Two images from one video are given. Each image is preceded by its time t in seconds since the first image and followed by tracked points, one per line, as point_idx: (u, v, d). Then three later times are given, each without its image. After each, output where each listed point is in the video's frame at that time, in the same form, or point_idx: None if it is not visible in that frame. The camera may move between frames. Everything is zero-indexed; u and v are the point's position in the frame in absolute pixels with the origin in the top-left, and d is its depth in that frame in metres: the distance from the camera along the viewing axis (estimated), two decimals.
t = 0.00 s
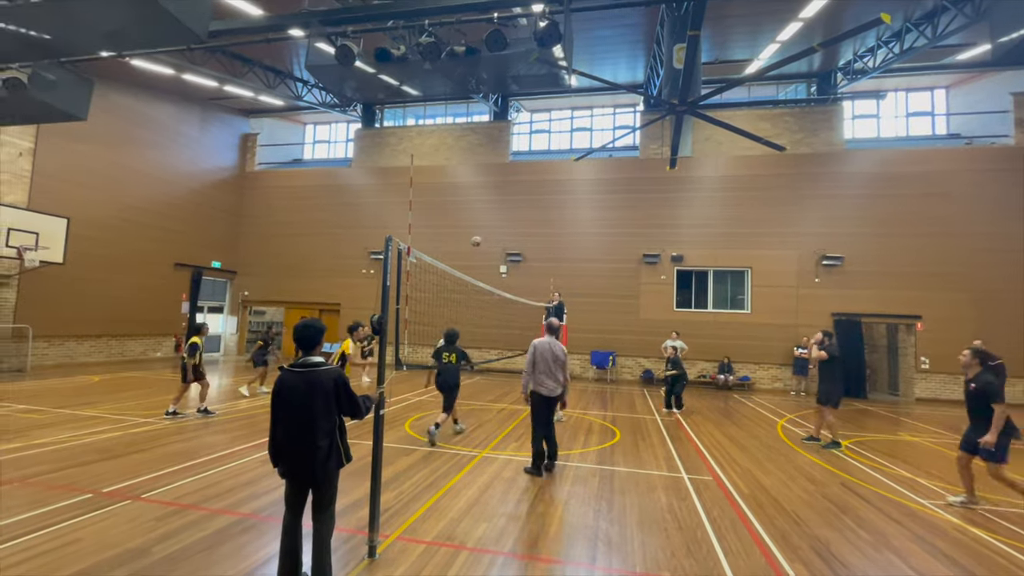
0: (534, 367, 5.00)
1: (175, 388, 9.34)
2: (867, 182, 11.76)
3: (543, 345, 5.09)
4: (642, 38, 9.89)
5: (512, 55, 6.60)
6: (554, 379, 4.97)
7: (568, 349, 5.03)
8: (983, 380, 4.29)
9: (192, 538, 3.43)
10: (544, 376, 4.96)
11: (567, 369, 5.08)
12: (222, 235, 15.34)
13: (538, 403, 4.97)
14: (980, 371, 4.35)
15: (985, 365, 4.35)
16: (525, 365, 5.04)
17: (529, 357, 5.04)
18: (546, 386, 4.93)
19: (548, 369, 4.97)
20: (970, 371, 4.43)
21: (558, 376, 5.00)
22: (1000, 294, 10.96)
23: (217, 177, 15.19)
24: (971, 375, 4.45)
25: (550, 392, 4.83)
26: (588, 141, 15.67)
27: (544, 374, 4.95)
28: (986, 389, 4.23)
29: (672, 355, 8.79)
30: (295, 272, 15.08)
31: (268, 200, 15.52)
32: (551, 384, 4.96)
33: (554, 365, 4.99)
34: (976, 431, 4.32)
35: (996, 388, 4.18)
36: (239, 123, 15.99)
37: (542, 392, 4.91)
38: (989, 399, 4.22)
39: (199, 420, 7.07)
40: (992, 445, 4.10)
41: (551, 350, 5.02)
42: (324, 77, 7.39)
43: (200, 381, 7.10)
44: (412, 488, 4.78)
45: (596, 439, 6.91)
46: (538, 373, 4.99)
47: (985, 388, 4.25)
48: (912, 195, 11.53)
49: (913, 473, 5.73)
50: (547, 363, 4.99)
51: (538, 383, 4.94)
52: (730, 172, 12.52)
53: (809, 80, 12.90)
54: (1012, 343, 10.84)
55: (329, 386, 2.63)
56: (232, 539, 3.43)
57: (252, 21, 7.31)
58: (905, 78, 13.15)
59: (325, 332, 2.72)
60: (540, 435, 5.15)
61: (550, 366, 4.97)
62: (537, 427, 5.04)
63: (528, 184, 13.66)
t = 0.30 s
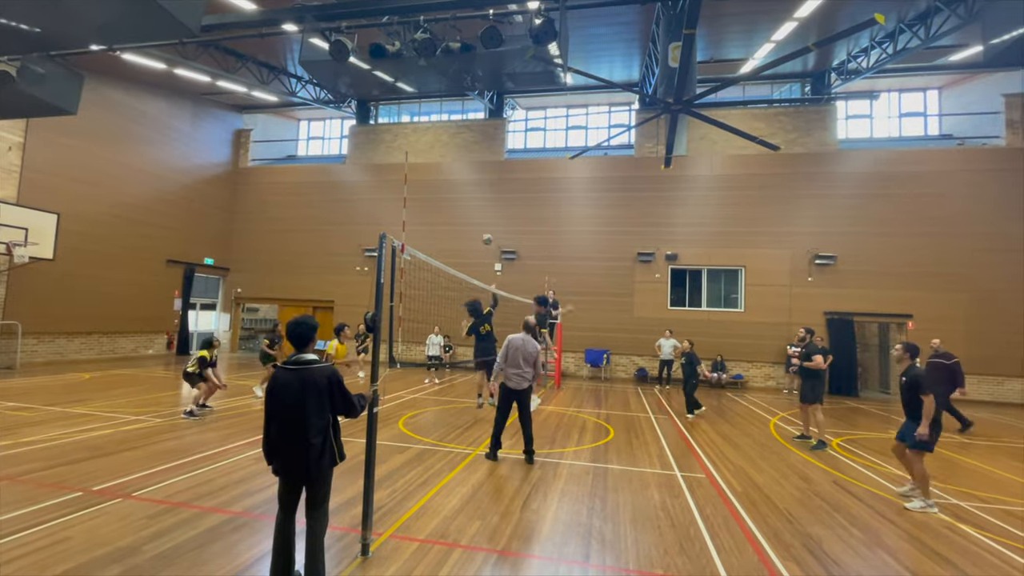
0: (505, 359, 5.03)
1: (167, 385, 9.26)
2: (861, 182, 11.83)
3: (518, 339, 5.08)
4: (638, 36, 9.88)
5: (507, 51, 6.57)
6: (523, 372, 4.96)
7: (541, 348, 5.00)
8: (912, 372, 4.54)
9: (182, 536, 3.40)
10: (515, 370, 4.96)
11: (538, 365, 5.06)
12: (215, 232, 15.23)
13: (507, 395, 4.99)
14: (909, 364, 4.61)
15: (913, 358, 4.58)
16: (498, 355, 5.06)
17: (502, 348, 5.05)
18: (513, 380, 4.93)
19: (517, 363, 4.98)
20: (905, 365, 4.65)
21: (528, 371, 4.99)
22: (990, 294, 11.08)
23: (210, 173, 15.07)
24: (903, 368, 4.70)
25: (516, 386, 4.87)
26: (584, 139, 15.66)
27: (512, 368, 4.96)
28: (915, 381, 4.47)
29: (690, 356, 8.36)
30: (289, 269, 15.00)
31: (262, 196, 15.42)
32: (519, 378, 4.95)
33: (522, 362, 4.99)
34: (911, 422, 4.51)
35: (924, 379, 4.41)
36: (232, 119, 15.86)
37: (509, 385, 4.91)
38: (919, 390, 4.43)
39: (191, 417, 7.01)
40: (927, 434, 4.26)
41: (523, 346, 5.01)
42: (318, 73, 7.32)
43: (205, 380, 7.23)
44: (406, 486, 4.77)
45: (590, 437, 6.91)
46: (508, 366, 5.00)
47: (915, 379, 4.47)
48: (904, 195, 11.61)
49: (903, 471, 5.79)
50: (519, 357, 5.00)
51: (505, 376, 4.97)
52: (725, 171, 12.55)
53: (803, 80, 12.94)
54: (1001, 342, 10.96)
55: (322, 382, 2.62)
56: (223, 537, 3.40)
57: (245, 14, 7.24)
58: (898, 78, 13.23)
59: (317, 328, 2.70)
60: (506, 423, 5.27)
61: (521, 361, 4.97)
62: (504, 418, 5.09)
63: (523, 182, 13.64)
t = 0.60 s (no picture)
0: (482, 359, 5.03)
1: (148, 386, 9.09)
2: (844, 186, 12.04)
3: (493, 339, 5.07)
4: (627, 40, 9.96)
5: (497, 52, 6.58)
6: (503, 372, 4.96)
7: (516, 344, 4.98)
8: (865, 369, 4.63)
9: (163, 539, 3.34)
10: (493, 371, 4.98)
11: (517, 362, 5.05)
12: (200, 230, 15.01)
13: (490, 396, 4.97)
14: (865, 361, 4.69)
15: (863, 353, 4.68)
16: (475, 357, 5.06)
17: (477, 350, 5.05)
18: (491, 380, 4.94)
19: (496, 363, 4.97)
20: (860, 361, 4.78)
21: (506, 370, 4.97)
22: (968, 297, 11.34)
23: (195, 170, 14.84)
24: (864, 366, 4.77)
25: (496, 386, 4.87)
26: (573, 141, 15.73)
27: (489, 368, 4.96)
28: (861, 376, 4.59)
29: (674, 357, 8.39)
30: (276, 268, 14.83)
31: (248, 195, 15.23)
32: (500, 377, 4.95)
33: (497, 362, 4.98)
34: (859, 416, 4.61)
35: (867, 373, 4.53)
36: (218, 116, 15.65)
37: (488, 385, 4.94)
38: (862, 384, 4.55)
39: (173, 419, 6.89)
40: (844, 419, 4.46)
41: (498, 345, 4.99)
42: (306, 71, 7.24)
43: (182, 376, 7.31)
44: (393, 487, 4.74)
45: (578, 438, 6.92)
46: (487, 367, 4.99)
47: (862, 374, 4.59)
48: (886, 199, 11.84)
49: (885, 471, 5.89)
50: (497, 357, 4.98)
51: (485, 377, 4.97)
52: (712, 174, 12.68)
53: (789, 85, 13.12)
54: (979, 344, 11.22)
55: (310, 384, 2.60)
56: (205, 540, 3.35)
57: (232, 10, 7.14)
58: (880, 85, 13.50)
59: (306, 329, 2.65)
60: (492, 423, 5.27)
61: (499, 360, 4.96)
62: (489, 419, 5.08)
63: (512, 183, 13.64)
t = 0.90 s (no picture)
0: (485, 363, 5.00)
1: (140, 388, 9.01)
2: (837, 190, 12.13)
3: (495, 342, 5.04)
4: (622, 43, 10.01)
5: (492, 54, 6.59)
6: (505, 377, 4.93)
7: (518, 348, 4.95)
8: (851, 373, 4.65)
9: (153, 542, 3.31)
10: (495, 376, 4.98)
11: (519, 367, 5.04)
12: (194, 231, 14.91)
13: (491, 401, 4.93)
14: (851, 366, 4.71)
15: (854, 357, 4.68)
16: (477, 360, 5.02)
17: (480, 353, 5.03)
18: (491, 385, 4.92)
19: (498, 368, 4.94)
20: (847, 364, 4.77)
21: (506, 375, 4.95)
22: (959, 300, 11.44)
23: (189, 170, 14.75)
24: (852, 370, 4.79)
25: (498, 391, 4.84)
26: (568, 144, 15.76)
27: (490, 373, 4.94)
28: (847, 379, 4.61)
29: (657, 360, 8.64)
30: (270, 269, 14.74)
31: (242, 195, 15.14)
32: (501, 382, 4.92)
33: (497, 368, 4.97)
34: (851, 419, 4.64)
35: (854, 379, 4.54)
36: (212, 116, 15.58)
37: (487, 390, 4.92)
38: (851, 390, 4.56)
39: (164, 421, 6.82)
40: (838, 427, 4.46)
41: (501, 350, 4.97)
42: (300, 71, 7.20)
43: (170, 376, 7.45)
44: (386, 490, 4.71)
45: (573, 440, 6.92)
46: (489, 371, 4.97)
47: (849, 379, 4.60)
48: (878, 203, 11.94)
49: (877, 473, 5.92)
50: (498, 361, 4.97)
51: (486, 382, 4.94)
52: (706, 177, 12.75)
53: (781, 90, 13.06)
54: (970, 347, 11.32)
55: (301, 386, 2.58)
56: (196, 543, 3.32)
57: (226, 10, 7.11)
58: (872, 90, 13.64)
59: (295, 330, 2.63)
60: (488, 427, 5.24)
61: (499, 365, 4.95)
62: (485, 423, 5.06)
63: (507, 185, 13.65)
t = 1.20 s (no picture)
0: (488, 366, 4.94)
1: (142, 391, 9.04)
2: (839, 193, 12.12)
3: (499, 345, 5.02)
4: (625, 47, 10.03)
5: (495, 58, 6.61)
6: (508, 380, 4.96)
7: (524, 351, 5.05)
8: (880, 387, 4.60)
9: (156, 545, 3.31)
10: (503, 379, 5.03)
11: (519, 370, 5.11)
12: (197, 234, 14.96)
13: (493, 404, 4.92)
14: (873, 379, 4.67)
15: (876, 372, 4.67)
16: (480, 363, 4.94)
17: (484, 355, 4.95)
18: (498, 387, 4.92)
19: (502, 371, 4.94)
20: (869, 381, 4.68)
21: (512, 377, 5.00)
22: (963, 303, 11.40)
23: (192, 174, 14.82)
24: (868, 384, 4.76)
25: (503, 395, 4.84)
26: (570, 147, 15.78)
27: (497, 375, 4.92)
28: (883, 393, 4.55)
29: (660, 363, 8.62)
30: (272, 272, 14.78)
31: (245, 199, 15.19)
32: (504, 386, 4.93)
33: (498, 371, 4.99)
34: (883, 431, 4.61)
35: (894, 394, 4.47)
36: (215, 120, 15.65)
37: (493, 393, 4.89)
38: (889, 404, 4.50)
39: (167, 423, 6.83)
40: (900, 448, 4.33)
41: (505, 352, 4.98)
42: (305, 76, 7.23)
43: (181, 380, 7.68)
44: (389, 493, 4.71)
45: (575, 444, 6.90)
46: (493, 374, 4.93)
47: (885, 394, 4.52)
48: (881, 206, 11.92)
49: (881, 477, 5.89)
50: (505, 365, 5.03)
51: (490, 384, 4.91)
52: (708, 180, 12.75)
53: (785, 93, 13.22)
54: (974, 351, 11.27)
55: (301, 388, 2.59)
56: (199, 547, 3.32)
57: (230, 14, 7.13)
58: (875, 93, 13.63)
59: (294, 333, 2.64)
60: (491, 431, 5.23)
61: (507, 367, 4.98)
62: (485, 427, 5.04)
63: (509, 188, 13.67)
